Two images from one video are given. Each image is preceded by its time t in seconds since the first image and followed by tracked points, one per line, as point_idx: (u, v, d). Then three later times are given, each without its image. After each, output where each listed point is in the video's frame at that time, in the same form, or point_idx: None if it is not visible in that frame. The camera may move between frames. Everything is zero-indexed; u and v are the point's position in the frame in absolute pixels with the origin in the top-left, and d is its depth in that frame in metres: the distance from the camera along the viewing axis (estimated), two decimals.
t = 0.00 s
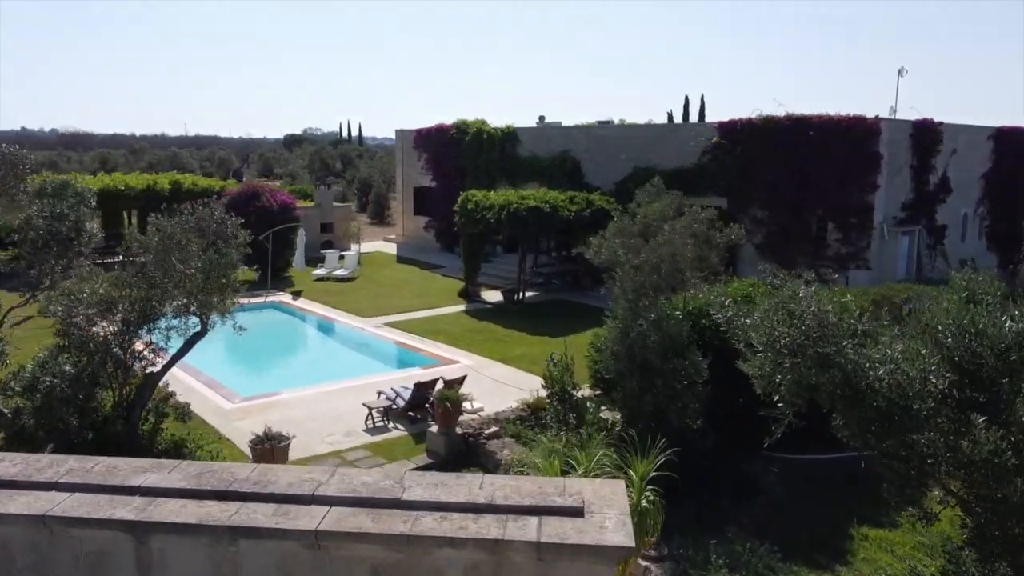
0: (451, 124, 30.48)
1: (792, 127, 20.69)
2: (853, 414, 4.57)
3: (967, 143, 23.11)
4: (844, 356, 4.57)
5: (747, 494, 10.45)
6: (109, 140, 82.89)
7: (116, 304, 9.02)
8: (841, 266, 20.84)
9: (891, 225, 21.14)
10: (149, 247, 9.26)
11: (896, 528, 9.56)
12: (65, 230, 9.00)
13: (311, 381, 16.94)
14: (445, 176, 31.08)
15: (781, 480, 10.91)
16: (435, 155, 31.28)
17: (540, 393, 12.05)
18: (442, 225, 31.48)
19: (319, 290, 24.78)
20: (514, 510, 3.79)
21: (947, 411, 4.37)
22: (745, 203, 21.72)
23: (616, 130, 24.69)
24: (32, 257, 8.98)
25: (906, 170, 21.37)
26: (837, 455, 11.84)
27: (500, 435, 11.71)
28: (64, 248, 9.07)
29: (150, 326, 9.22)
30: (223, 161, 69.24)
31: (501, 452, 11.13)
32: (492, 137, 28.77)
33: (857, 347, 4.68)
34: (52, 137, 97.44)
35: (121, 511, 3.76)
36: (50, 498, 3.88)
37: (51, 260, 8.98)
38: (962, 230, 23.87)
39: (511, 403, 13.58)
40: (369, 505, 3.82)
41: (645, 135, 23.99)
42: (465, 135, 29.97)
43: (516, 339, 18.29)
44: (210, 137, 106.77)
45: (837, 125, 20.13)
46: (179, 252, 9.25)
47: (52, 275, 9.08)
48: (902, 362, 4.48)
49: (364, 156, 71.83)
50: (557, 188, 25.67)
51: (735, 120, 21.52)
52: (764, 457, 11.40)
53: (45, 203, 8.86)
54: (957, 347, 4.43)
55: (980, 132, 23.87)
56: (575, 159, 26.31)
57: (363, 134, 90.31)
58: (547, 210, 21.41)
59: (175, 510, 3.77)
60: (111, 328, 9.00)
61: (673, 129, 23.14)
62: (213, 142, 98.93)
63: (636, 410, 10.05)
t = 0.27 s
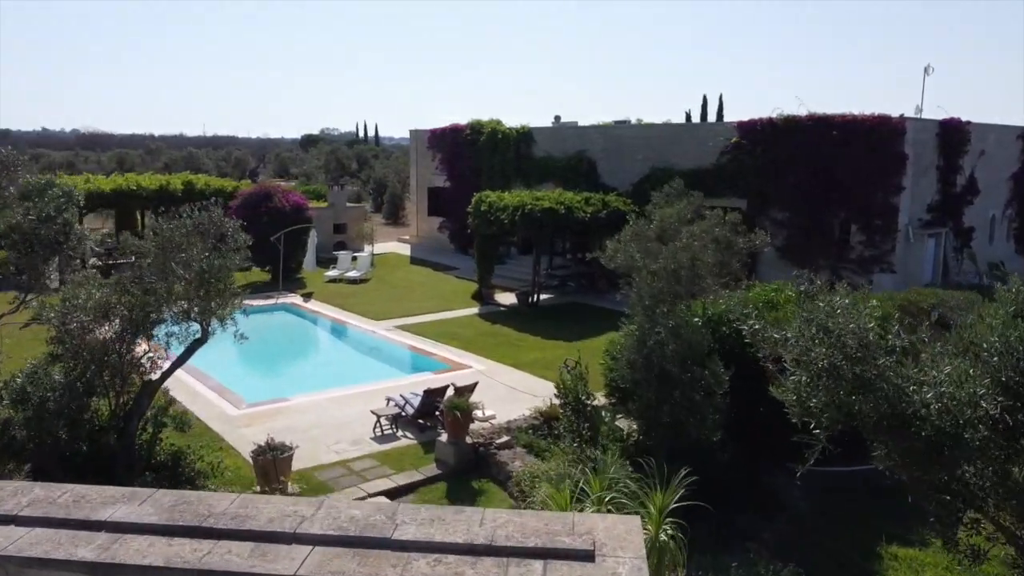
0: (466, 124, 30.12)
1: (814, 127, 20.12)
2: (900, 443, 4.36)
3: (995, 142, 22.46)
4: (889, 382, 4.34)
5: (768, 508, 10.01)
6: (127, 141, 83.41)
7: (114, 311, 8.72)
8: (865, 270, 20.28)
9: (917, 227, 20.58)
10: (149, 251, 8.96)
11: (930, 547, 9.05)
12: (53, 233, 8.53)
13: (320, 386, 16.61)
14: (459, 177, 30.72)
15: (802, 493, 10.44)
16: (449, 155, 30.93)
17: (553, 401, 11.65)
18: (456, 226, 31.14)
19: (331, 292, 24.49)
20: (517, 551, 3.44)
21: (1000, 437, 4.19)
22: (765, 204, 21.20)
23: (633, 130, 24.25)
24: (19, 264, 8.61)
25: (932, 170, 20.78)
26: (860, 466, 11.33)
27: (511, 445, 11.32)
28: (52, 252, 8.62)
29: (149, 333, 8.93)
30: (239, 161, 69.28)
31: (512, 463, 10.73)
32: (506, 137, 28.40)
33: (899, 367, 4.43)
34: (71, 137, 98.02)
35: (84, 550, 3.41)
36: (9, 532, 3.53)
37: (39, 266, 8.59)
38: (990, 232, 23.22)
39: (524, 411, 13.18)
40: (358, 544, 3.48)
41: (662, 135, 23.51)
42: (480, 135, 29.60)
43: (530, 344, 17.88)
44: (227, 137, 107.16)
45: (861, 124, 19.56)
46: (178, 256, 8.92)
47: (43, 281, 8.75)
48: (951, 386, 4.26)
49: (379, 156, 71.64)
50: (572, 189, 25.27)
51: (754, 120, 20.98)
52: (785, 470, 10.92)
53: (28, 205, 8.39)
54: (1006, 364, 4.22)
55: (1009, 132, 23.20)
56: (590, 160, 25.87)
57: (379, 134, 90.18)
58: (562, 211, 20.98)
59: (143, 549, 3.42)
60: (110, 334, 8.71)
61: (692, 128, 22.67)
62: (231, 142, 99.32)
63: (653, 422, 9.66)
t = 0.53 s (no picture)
0: (481, 124, 29.77)
1: (837, 127, 19.59)
2: (946, 473, 4.27)
3: None
4: (938, 407, 4.26)
5: (791, 524, 9.58)
6: (146, 142, 83.81)
7: (110, 316, 8.38)
8: (888, 274, 19.72)
9: (943, 230, 20.01)
10: (148, 253, 8.63)
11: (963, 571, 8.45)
12: (38, 238, 7.84)
13: (329, 391, 16.29)
14: (474, 177, 30.37)
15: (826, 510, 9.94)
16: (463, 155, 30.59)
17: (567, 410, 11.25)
18: (471, 227, 30.79)
19: (343, 293, 24.19)
20: None
21: None
22: (786, 206, 20.69)
23: (650, 129, 23.80)
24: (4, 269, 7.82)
25: (959, 172, 20.20)
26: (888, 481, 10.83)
27: (523, 456, 10.92)
28: (41, 256, 7.92)
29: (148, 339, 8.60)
30: (255, 161, 69.30)
31: (523, 475, 10.33)
32: (521, 137, 28.03)
33: (947, 392, 4.34)
34: (91, 138, 98.65)
35: None
36: None
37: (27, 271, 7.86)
38: (1018, 236, 22.59)
39: (536, 420, 12.77)
40: None
41: (681, 135, 23.04)
42: (495, 135, 29.25)
43: (543, 349, 17.47)
44: (244, 138, 107.47)
45: (886, 124, 19.01)
46: (179, 259, 8.60)
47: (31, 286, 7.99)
48: (1006, 415, 4.12)
49: (395, 156, 71.45)
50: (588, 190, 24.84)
51: (775, 119, 20.49)
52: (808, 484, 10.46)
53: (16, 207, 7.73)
54: None
55: None
56: (607, 160, 25.44)
57: (395, 134, 90.06)
58: (577, 212, 20.55)
59: None
60: (105, 341, 8.38)
61: (710, 128, 22.20)
62: (248, 142, 99.58)
63: (671, 434, 9.28)
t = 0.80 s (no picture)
0: (496, 124, 29.43)
1: (860, 126, 19.04)
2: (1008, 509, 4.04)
3: None
4: (998, 435, 3.97)
5: (815, 541, 9.12)
6: (164, 143, 84.20)
7: (106, 323, 8.09)
8: (913, 277, 19.18)
9: (970, 233, 19.43)
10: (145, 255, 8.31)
11: None
12: (29, 242, 7.50)
13: (339, 395, 15.98)
14: (489, 177, 30.02)
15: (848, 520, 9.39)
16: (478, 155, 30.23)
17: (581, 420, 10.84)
18: (485, 228, 30.45)
19: (356, 295, 23.91)
20: None
21: None
22: (807, 207, 20.20)
23: (668, 129, 23.35)
24: None
25: (987, 172, 19.60)
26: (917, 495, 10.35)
27: (535, 467, 10.53)
28: (32, 261, 7.57)
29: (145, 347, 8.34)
30: (272, 161, 69.32)
31: (535, 487, 9.95)
32: (536, 137, 27.66)
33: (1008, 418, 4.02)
34: (110, 138, 99.34)
35: None
36: None
37: (18, 277, 7.47)
38: None
39: (549, 429, 12.38)
40: None
41: (699, 135, 22.57)
42: (509, 135, 28.90)
43: (558, 353, 17.07)
44: (262, 138, 107.74)
45: (912, 123, 18.44)
46: (178, 261, 8.31)
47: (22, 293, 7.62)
48: None
49: (411, 157, 71.28)
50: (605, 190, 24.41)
51: (796, 118, 19.99)
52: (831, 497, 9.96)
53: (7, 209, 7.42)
54: None
55: None
56: (623, 160, 25.01)
57: (411, 134, 89.92)
58: (593, 214, 20.13)
59: None
60: (99, 348, 8.11)
61: (730, 127, 21.72)
62: (265, 142, 99.80)
63: (689, 448, 8.88)
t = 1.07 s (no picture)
0: (510, 124, 29.06)
1: (884, 125, 18.57)
2: None
3: None
4: None
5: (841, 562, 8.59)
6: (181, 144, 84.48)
7: (98, 331, 7.83)
8: (939, 282, 18.62)
9: (999, 236, 18.79)
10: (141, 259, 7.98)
11: None
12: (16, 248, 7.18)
13: (349, 400, 15.64)
14: (503, 178, 29.63)
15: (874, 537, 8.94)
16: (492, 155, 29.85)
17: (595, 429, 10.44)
18: (500, 229, 30.07)
19: (368, 296, 23.61)
20: None
21: None
22: (828, 208, 19.69)
23: (686, 128, 22.89)
24: None
25: (1016, 173, 18.98)
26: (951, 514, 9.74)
27: (547, 479, 10.13)
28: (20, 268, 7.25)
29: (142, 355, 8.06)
30: (288, 161, 69.31)
31: (547, 500, 9.55)
32: (552, 137, 27.27)
33: None
34: (129, 139, 99.92)
35: None
36: None
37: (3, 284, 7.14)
38: None
39: (562, 438, 11.97)
40: None
41: (718, 134, 22.09)
42: (524, 134, 28.52)
43: (572, 358, 16.65)
44: (278, 138, 107.95)
45: (938, 122, 17.91)
46: (176, 266, 7.99)
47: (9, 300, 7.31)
48: None
49: (427, 157, 71.04)
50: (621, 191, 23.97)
51: (817, 117, 19.52)
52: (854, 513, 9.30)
53: None
54: None
55: None
56: (640, 160, 24.55)
57: (428, 134, 89.73)
58: (609, 215, 19.70)
59: None
60: (93, 355, 7.84)
61: (749, 126, 21.24)
62: (282, 142, 100.00)
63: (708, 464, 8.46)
